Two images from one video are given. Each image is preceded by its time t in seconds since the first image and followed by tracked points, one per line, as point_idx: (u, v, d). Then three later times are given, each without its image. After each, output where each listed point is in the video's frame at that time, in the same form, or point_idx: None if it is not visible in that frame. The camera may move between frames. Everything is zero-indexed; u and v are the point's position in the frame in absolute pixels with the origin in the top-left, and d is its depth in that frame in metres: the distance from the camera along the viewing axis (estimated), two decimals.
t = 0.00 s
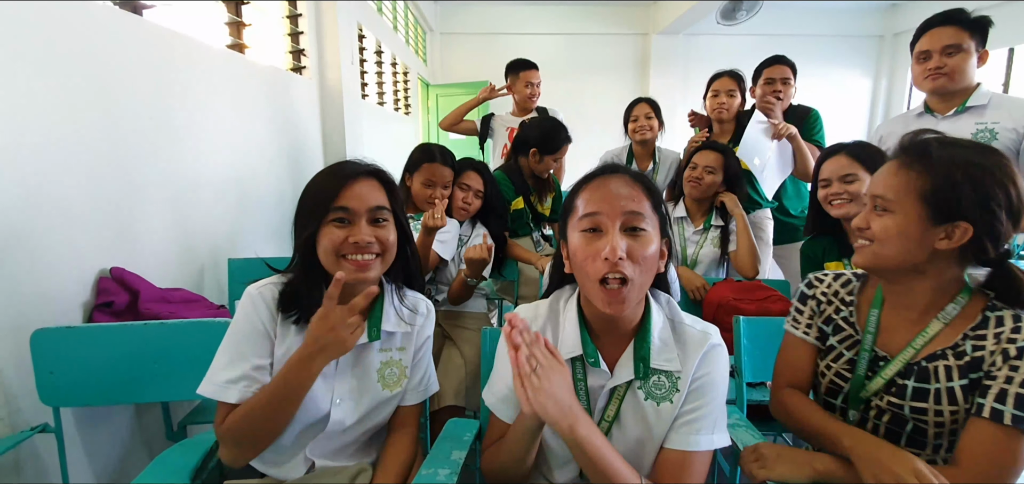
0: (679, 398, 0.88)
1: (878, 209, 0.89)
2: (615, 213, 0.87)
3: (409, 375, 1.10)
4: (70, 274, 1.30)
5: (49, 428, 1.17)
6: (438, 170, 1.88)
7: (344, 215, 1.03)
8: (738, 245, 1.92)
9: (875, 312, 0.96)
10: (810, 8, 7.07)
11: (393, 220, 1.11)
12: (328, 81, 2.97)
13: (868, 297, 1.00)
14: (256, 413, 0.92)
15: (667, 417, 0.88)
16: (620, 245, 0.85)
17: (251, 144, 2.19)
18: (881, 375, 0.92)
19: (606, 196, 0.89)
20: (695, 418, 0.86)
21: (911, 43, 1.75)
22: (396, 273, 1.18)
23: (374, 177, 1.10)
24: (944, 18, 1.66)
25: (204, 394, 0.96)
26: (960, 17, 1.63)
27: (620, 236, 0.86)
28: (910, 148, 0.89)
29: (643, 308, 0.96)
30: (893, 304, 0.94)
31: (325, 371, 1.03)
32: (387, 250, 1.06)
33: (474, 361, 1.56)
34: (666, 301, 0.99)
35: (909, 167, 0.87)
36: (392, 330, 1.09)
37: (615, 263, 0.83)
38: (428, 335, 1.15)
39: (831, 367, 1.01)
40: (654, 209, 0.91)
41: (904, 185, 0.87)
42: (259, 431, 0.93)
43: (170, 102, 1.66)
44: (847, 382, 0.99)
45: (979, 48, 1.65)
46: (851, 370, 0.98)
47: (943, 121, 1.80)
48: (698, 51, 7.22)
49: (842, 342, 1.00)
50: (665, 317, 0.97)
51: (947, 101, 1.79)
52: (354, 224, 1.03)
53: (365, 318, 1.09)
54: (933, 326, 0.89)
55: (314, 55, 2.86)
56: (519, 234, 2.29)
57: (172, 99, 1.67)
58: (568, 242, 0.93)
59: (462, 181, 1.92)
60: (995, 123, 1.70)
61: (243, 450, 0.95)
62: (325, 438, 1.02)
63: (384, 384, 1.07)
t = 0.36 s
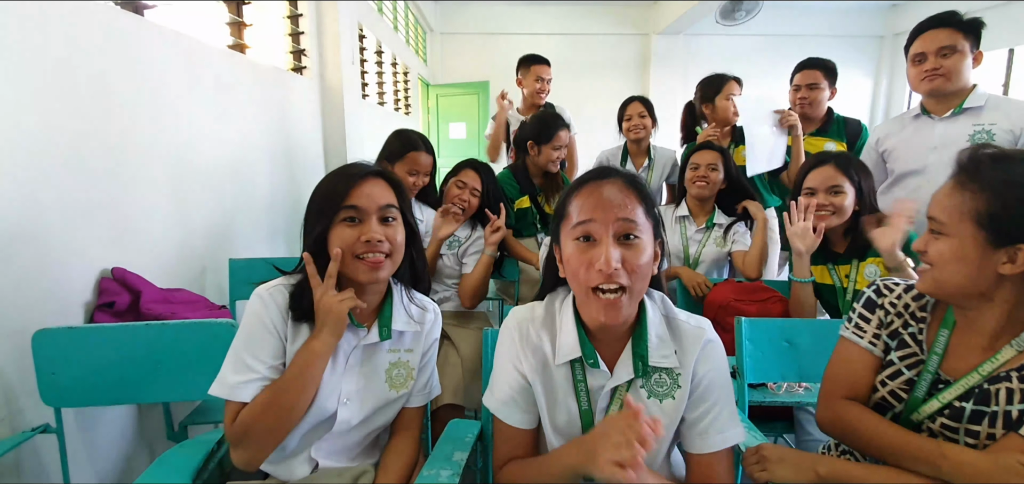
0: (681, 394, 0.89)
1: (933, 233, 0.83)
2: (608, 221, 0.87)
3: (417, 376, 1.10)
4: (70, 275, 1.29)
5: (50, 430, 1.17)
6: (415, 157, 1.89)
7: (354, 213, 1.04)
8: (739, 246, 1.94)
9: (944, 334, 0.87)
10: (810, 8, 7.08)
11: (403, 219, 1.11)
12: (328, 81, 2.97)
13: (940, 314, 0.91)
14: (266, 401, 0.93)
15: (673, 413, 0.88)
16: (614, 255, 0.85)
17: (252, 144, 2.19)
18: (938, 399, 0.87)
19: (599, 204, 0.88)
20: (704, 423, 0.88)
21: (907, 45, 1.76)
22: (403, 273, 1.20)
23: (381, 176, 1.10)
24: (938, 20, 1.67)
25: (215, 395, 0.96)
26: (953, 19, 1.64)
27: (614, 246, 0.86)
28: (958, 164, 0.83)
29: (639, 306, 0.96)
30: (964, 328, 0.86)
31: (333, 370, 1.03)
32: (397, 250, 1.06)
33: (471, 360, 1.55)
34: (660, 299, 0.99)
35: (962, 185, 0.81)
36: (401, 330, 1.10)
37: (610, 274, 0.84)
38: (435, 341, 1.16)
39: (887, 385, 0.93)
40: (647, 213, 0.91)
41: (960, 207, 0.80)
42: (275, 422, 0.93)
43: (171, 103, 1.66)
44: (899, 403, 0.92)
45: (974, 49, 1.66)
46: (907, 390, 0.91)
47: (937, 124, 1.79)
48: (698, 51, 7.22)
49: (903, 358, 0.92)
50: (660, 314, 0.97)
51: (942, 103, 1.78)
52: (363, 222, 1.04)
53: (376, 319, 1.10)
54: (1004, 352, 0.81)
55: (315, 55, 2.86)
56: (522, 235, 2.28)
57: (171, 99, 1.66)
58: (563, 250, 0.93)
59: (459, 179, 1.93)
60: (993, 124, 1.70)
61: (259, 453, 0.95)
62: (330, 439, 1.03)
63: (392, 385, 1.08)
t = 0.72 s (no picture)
0: (688, 413, 0.89)
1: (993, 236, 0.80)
2: (616, 217, 0.87)
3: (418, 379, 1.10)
4: (70, 276, 1.29)
5: (50, 431, 1.17)
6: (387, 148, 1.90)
7: (364, 217, 1.04)
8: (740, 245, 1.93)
9: (987, 343, 0.85)
10: (810, 8, 7.08)
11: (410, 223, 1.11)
12: (328, 81, 2.97)
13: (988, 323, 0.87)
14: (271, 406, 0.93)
15: (679, 430, 0.89)
16: (620, 248, 0.84)
17: (252, 144, 2.19)
18: (970, 407, 0.85)
19: (608, 203, 0.89)
20: (714, 441, 0.89)
21: (902, 48, 1.77)
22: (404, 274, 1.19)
23: (388, 181, 1.10)
24: (934, 22, 1.68)
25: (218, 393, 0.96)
26: (948, 20, 1.65)
27: (621, 241, 0.86)
28: None
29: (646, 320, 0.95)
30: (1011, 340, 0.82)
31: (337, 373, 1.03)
32: (404, 254, 1.06)
33: (472, 358, 1.55)
34: (668, 313, 0.99)
35: None
36: (405, 332, 1.10)
37: (615, 266, 0.83)
38: (437, 342, 1.16)
39: (918, 387, 0.91)
40: (657, 217, 0.91)
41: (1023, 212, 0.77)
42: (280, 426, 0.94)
43: (171, 103, 1.66)
44: (930, 406, 0.90)
45: (970, 50, 1.66)
46: (939, 396, 0.89)
47: (932, 124, 1.79)
48: (697, 51, 7.22)
49: (940, 364, 0.89)
50: (668, 328, 0.96)
51: (939, 104, 1.77)
52: (371, 224, 1.04)
53: (380, 321, 1.09)
54: None
55: (315, 55, 2.86)
56: (524, 234, 2.26)
57: (171, 100, 1.66)
58: (569, 249, 0.92)
59: (467, 183, 1.92)
60: (988, 124, 1.67)
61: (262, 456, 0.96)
62: (332, 439, 1.03)
63: (394, 387, 1.07)
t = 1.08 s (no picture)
0: (693, 405, 0.88)
1: (954, 235, 0.78)
2: (618, 218, 0.86)
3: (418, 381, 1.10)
4: (69, 276, 1.29)
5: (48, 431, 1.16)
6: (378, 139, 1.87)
7: (375, 219, 1.04)
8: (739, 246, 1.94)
9: (963, 338, 0.84)
10: (809, 8, 7.08)
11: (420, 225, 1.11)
12: (328, 81, 2.97)
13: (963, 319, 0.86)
14: (263, 404, 0.93)
15: (686, 425, 0.88)
16: (625, 251, 0.84)
17: (251, 144, 2.19)
18: (958, 406, 0.83)
19: (610, 202, 0.88)
20: (714, 437, 0.88)
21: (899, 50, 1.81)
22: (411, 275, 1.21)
23: (400, 185, 1.10)
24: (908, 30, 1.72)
25: (216, 388, 0.95)
26: (912, 30, 1.70)
27: (625, 243, 0.85)
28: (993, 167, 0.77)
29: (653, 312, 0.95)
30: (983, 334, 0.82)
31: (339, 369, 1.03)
32: (411, 259, 1.05)
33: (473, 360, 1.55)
34: (674, 306, 0.98)
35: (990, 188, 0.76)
36: (406, 333, 1.10)
37: (621, 270, 0.83)
38: (438, 344, 1.15)
39: (902, 386, 0.90)
40: (659, 212, 0.90)
41: (987, 213, 0.75)
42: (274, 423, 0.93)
43: (170, 103, 1.66)
44: (920, 405, 0.89)
45: (937, 56, 1.67)
46: (926, 394, 0.88)
47: (927, 126, 1.79)
48: (697, 51, 7.22)
49: (922, 362, 0.88)
50: (675, 321, 0.96)
51: (932, 104, 1.77)
52: (383, 227, 1.04)
53: (382, 321, 1.09)
54: None
55: (314, 55, 2.86)
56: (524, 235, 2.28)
57: (170, 99, 1.66)
58: (574, 248, 0.92)
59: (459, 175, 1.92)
60: (983, 125, 1.69)
61: (256, 451, 0.95)
62: (331, 440, 1.02)
63: (393, 388, 1.07)
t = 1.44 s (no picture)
0: (692, 407, 0.88)
1: (863, 221, 0.90)
2: (627, 225, 0.86)
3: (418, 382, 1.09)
4: (67, 277, 1.29)
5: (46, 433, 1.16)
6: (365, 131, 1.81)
7: (406, 224, 1.04)
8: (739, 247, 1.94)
9: (872, 319, 0.95)
10: (809, 8, 7.08)
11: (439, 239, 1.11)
12: (327, 81, 2.96)
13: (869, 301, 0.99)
14: (239, 395, 0.92)
15: (683, 427, 0.88)
16: (631, 258, 0.84)
17: (250, 145, 2.18)
18: (880, 377, 0.92)
19: (619, 207, 0.88)
20: (714, 439, 0.88)
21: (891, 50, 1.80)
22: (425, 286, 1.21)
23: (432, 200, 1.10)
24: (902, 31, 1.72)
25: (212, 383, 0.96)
26: (909, 30, 1.69)
27: (632, 250, 0.85)
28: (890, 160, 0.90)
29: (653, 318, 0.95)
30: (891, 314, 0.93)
31: (338, 370, 1.03)
32: (424, 272, 1.05)
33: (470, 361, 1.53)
34: (673, 310, 0.98)
35: (892, 177, 0.88)
36: (407, 335, 1.09)
37: (626, 277, 0.83)
38: (438, 347, 1.15)
39: (833, 371, 0.99)
40: (668, 219, 0.89)
41: (891, 198, 0.87)
42: (250, 414, 0.91)
43: (169, 103, 1.66)
44: (850, 386, 0.97)
45: (936, 56, 1.66)
46: (852, 375, 0.97)
47: (929, 125, 1.79)
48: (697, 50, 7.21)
49: (841, 346, 0.99)
50: (675, 326, 0.96)
51: (931, 105, 1.77)
52: (410, 233, 1.04)
53: (386, 321, 1.10)
54: (930, 326, 0.89)
55: (313, 55, 2.85)
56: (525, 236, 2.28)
57: (169, 100, 1.65)
58: (579, 251, 0.92)
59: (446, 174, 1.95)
60: (981, 124, 1.68)
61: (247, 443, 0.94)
62: (329, 441, 1.02)
63: (394, 389, 1.07)
